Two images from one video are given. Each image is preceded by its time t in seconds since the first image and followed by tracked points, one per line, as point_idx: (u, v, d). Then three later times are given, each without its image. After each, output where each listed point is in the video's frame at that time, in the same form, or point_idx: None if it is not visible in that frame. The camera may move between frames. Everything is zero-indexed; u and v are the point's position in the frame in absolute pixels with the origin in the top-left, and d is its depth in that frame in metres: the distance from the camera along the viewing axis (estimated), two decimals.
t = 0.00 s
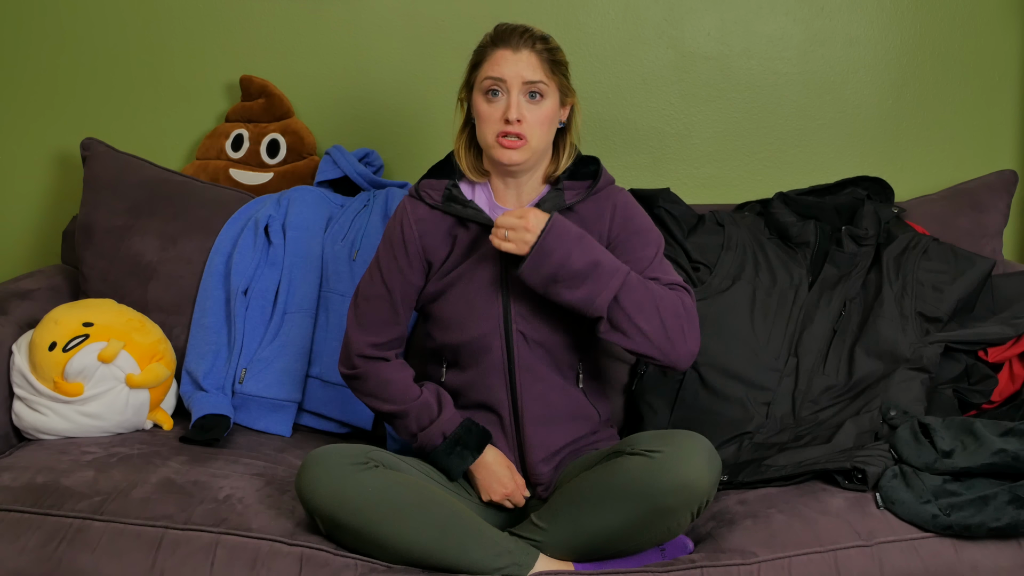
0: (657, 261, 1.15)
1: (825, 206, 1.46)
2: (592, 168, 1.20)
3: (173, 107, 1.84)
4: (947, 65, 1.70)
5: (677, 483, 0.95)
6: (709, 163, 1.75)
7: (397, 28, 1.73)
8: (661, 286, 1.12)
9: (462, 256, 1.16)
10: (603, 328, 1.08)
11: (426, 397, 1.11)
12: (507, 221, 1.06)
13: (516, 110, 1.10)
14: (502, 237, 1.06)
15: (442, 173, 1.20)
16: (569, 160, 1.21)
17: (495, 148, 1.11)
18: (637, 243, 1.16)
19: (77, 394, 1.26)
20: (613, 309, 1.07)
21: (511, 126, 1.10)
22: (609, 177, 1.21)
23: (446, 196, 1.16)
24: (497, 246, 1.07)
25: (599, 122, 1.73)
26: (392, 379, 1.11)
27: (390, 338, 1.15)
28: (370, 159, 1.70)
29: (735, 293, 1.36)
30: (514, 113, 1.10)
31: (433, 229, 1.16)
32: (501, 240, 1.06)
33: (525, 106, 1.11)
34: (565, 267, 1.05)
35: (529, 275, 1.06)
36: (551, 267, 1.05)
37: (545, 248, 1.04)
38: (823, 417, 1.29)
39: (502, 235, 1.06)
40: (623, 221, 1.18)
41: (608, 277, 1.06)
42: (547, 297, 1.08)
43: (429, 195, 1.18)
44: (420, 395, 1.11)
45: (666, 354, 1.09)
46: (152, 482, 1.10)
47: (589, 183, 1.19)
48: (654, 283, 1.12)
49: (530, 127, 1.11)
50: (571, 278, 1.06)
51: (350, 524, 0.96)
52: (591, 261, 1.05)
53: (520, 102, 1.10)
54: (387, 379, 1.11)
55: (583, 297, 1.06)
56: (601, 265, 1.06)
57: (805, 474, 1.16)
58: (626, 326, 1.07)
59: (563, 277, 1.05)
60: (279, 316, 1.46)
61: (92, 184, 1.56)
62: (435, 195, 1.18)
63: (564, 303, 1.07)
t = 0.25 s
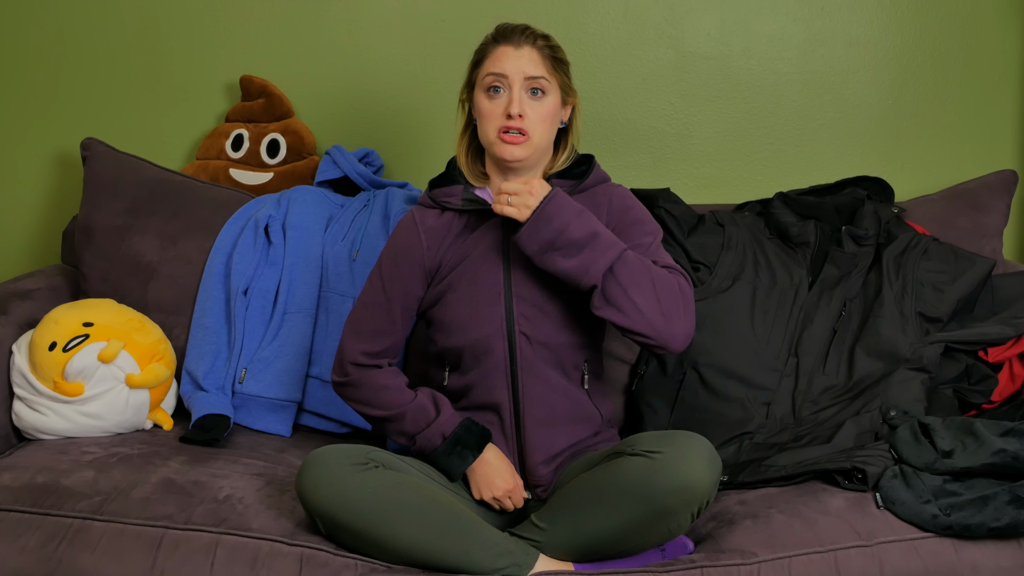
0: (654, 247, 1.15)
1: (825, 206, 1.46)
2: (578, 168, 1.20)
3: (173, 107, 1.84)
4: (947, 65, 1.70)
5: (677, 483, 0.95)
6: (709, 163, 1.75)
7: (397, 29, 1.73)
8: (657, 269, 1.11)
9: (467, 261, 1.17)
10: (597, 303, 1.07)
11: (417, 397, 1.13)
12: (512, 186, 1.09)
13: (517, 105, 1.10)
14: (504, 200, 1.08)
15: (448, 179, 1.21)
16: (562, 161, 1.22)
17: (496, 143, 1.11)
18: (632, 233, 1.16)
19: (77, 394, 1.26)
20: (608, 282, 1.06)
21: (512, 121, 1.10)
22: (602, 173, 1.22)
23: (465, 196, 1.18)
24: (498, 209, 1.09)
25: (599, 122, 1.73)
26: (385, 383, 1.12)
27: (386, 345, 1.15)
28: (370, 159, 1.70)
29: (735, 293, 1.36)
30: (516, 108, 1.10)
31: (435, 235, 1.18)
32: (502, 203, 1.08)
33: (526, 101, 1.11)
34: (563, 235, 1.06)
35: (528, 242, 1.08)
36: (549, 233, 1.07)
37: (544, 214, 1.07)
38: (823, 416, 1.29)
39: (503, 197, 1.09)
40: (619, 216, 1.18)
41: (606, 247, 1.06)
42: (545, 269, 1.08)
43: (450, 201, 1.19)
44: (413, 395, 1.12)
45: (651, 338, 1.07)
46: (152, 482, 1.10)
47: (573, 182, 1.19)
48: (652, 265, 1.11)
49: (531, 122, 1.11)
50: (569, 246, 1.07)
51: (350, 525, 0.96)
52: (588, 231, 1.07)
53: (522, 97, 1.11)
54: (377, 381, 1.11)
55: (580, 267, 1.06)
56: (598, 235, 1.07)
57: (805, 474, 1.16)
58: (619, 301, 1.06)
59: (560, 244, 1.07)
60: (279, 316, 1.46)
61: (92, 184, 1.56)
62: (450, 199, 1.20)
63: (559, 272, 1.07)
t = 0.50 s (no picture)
0: (660, 249, 1.16)
1: (825, 206, 1.46)
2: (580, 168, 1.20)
3: (173, 107, 1.84)
4: (947, 65, 1.70)
5: (677, 483, 0.95)
6: (709, 163, 1.75)
7: (397, 28, 1.73)
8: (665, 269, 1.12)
9: (466, 261, 1.16)
10: (609, 302, 1.07)
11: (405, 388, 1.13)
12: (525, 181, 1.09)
13: (517, 103, 1.10)
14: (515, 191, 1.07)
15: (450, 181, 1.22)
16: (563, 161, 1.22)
17: (495, 141, 1.11)
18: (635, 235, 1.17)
19: (77, 394, 1.26)
20: (620, 282, 1.07)
21: (512, 119, 1.10)
22: (601, 176, 1.22)
23: (470, 196, 1.19)
24: (510, 205, 1.08)
25: (600, 122, 1.73)
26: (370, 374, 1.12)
27: (381, 345, 1.15)
28: (370, 159, 1.69)
29: (735, 293, 1.36)
30: (515, 106, 1.10)
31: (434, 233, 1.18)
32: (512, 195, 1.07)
33: (526, 99, 1.11)
34: (576, 232, 1.06)
35: (540, 237, 1.07)
36: (562, 230, 1.07)
37: (556, 211, 1.06)
38: (823, 416, 1.29)
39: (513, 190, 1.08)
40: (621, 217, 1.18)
41: (619, 247, 1.07)
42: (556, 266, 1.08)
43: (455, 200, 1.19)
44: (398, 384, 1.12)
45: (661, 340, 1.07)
46: (152, 483, 1.10)
47: (573, 183, 1.19)
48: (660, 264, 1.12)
49: (530, 121, 1.11)
50: (582, 242, 1.07)
51: (350, 525, 0.96)
52: (601, 229, 1.07)
53: (522, 95, 1.11)
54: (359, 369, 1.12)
55: (593, 264, 1.06)
56: (610, 233, 1.07)
57: (805, 474, 1.16)
58: (630, 302, 1.06)
59: (574, 242, 1.07)
60: (279, 316, 1.46)
61: (92, 184, 1.56)
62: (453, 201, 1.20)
63: (572, 269, 1.07)
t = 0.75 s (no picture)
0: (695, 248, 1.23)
1: (825, 206, 1.46)
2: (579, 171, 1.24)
3: (173, 107, 1.84)
4: (947, 65, 1.70)
5: (677, 483, 0.95)
6: (709, 163, 1.75)
7: (396, 28, 1.73)
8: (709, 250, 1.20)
9: (462, 266, 1.18)
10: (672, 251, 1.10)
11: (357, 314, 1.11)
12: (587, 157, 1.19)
13: (515, 108, 1.12)
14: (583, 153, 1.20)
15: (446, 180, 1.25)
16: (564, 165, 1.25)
17: (494, 146, 1.13)
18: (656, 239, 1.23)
19: (77, 394, 1.26)
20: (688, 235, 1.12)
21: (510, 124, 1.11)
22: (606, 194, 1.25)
23: (465, 197, 1.22)
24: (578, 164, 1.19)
25: (600, 122, 1.73)
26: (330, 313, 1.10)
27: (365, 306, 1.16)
28: (370, 159, 1.70)
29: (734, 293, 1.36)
30: (514, 111, 1.11)
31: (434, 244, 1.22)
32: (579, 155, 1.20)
33: (524, 104, 1.13)
34: (652, 183, 1.13)
35: (618, 175, 1.13)
36: (637, 179, 1.13)
37: (635, 161, 1.14)
38: (823, 416, 1.28)
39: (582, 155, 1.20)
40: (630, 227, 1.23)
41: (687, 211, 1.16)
42: (624, 204, 1.12)
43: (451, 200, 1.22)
44: (348, 312, 1.10)
45: (706, 305, 1.10)
46: (152, 482, 1.10)
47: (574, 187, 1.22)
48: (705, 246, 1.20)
49: (529, 125, 1.12)
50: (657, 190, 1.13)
51: (349, 525, 0.96)
52: (673, 188, 1.14)
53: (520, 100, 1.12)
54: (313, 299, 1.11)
55: (664, 211, 1.11)
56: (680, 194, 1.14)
57: (805, 474, 1.16)
58: (693, 256, 1.11)
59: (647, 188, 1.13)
60: (278, 316, 1.46)
61: (92, 184, 1.56)
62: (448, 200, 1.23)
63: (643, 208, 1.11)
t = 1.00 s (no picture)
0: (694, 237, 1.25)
1: (825, 206, 1.45)
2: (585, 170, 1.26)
3: (173, 107, 1.84)
4: (947, 65, 1.70)
5: (678, 483, 0.95)
6: (709, 163, 1.75)
7: (396, 28, 1.73)
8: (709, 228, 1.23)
9: (458, 261, 1.15)
10: (684, 215, 1.14)
11: (365, 194, 1.14)
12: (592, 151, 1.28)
13: (516, 132, 1.11)
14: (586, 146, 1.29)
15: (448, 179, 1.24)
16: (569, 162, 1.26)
17: (494, 165, 1.13)
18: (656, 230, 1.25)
19: (77, 394, 1.26)
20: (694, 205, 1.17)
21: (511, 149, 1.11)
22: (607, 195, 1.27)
23: (467, 193, 1.21)
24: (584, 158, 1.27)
25: (600, 122, 1.73)
26: (336, 208, 1.12)
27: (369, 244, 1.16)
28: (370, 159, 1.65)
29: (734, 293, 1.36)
30: (516, 136, 1.10)
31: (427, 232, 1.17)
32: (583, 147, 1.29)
33: (526, 127, 1.11)
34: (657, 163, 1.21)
35: (626, 151, 1.22)
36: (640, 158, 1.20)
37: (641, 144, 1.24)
38: (823, 416, 1.29)
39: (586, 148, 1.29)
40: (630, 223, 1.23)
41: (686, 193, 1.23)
42: (636, 173, 1.18)
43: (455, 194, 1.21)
44: (359, 195, 1.14)
45: (719, 271, 1.13)
46: (152, 482, 1.10)
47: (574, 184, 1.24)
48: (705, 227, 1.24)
49: (530, 149, 1.12)
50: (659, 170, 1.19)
51: (350, 525, 0.96)
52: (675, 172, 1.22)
53: (522, 123, 1.11)
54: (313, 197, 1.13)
55: (675, 181, 1.17)
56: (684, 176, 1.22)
57: (805, 474, 1.16)
58: (706, 225, 1.15)
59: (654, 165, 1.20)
60: (279, 316, 1.46)
61: (92, 184, 1.56)
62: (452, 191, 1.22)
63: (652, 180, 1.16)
